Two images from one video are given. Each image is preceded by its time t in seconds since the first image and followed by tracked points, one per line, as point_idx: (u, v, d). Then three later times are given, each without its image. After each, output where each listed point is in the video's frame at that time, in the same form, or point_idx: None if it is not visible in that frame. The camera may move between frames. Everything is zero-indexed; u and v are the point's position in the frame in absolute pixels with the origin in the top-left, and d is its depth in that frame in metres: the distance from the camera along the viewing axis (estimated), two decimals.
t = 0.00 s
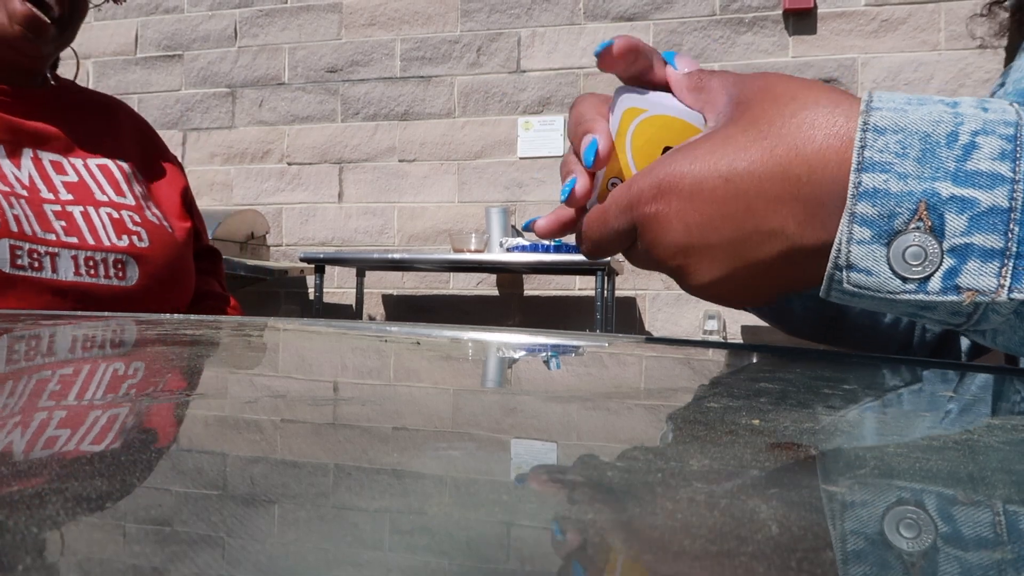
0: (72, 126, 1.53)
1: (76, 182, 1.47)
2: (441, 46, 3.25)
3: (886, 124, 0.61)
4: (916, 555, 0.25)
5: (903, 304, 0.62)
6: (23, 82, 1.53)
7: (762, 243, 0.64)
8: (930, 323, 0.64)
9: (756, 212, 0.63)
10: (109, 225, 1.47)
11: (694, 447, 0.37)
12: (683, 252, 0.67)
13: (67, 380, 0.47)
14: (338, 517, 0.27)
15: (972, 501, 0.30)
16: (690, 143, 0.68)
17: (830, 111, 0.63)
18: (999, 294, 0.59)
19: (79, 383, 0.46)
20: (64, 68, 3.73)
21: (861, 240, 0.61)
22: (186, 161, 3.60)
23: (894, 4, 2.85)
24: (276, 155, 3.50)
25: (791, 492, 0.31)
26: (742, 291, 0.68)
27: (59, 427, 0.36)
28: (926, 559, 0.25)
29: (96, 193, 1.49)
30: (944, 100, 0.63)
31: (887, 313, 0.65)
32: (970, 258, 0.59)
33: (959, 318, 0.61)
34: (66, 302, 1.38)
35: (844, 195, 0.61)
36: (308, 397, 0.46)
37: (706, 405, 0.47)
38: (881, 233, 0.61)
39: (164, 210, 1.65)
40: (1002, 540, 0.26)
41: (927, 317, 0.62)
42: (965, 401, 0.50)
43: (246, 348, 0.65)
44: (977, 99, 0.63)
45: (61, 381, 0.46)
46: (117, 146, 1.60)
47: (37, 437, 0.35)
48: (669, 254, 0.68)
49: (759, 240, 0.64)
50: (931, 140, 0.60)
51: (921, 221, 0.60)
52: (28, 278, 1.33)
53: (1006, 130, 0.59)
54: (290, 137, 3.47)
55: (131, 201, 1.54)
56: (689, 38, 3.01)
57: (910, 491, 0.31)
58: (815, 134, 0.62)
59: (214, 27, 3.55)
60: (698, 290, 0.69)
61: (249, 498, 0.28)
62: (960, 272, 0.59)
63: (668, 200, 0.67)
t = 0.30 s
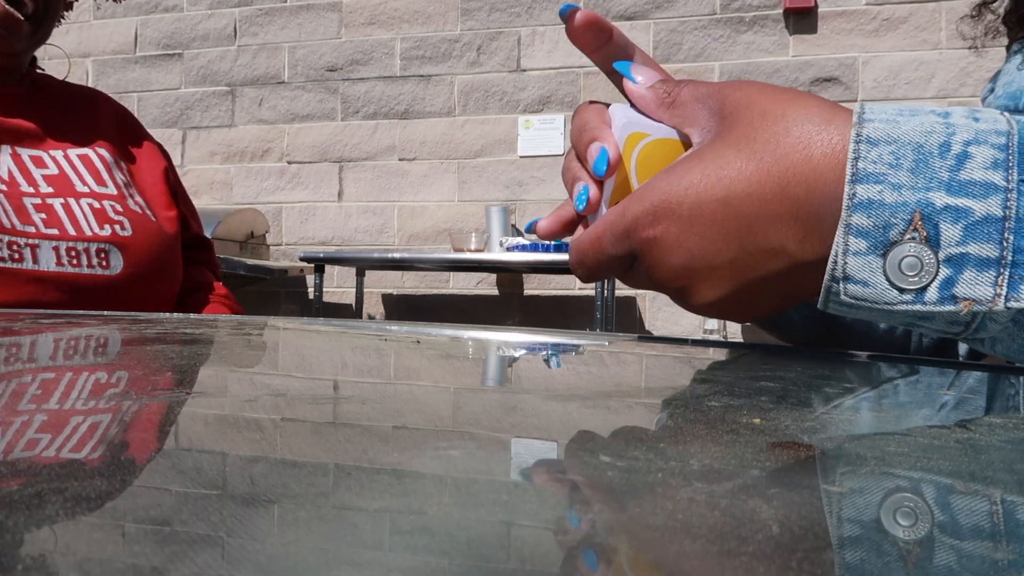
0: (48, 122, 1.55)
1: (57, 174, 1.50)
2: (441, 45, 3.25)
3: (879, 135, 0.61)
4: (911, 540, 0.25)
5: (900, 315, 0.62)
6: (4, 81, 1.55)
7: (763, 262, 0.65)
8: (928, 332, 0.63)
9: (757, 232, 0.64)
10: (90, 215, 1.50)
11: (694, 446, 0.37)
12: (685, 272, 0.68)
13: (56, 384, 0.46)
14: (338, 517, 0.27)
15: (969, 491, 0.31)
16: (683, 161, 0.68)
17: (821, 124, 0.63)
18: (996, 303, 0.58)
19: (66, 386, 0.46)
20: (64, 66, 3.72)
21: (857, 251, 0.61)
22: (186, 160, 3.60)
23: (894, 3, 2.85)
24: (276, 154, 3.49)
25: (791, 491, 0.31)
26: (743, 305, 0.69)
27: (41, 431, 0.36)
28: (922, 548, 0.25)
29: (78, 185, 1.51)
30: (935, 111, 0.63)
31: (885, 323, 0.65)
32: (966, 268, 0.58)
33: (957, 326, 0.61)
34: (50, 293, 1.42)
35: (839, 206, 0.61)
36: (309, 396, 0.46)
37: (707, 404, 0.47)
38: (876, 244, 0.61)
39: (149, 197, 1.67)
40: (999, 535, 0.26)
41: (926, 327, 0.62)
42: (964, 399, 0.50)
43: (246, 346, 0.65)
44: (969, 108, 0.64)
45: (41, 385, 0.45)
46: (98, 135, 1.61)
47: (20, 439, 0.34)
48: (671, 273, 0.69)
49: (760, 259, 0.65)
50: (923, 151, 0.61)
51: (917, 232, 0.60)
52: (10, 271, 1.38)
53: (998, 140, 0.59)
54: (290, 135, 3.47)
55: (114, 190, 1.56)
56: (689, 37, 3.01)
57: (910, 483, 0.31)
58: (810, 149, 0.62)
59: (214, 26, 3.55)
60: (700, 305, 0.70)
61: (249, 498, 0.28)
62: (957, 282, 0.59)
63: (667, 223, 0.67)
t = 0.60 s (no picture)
0: (27, 117, 1.57)
1: (38, 167, 1.50)
2: (441, 45, 3.25)
3: (873, 142, 0.61)
4: (907, 538, 0.26)
5: (897, 319, 0.62)
6: None
7: (764, 259, 0.63)
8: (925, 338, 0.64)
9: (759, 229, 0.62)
10: (74, 201, 1.51)
11: (694, 446, 0.37)
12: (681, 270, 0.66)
13: (46, 387, 0.46)
14: (338, 517, 0.27)
15: (966, 489, 0.31)
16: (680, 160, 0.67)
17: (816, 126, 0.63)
18: (992, 303, 0.59)
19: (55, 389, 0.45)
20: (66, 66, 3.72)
21: (854, 255, 0.61)
22: (187, 160, 3.60)
23: (895, 3, 2.84)
24: (276, 154, 3.49)
25: (790, 491, 0.31)
26: (735, 306, 0.68)
27: (21, 436, 0.35)
28: (918, 545, 0.25)
29: (59, 175, 1.52)
30: (927, 119, 0.64)
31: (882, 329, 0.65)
32: (962, 270, 0.59)
33: (954, 330, 0.61)
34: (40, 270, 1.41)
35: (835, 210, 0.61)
36: (309, 396, 0.46)
37: (707, 404, 0.47)
38: (873, 248, 0.61)
39: (130, 189, 1.69)
40: (996, 534, 0.27)
41: (923, 331, 0.62)
42: (962, 400, 0.50)
43: (246, 346, 0.65)
44: (959, 116, 0.65)
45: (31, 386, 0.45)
46: (74, 130, 1.63)
47: None
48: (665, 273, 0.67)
49: (761, 256, 0.63)
50: (917, 157, 0.61)
51: (912, 235, 0.60)
52: None
53: (989, 146, 0.60)
54: (290, 135, 3.47)
55: (94, 180, 1.57)
56: (689, 37, 3.01)
57: (907, 481, 0.32)
58: (806, 151, 0.62)
59: (215, 26, 3.53)
60: (693, 306, 0.68)
61: (249, 497, 0.28)
62: (953, 283, 0.59)
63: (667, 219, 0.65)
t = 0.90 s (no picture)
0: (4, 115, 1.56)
1: (20, 160, 1.50)
2: (442, 45, 3.24)
3: (874, 135, 0.62)
4: (909, 547, 0.25)
5: (898, 311, 0.63)
6: None
7: (760, 243, 0.63)
8: (925, 330, 0.64)
9: (755, 211, 0.63)
10: (59, 190, 1.50)
11: (695, 446, 0.37)
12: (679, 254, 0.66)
13: (37, 389, 0.45)
14: (338, 517, 0.27)
15: (967, 498, 0.30)
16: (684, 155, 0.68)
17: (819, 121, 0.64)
18: (993, 292, 0.59)
19: (45, 390, 0.45)
20: (65, 66, 3.72)
21: (855, 246, 0.62)
22: (187, 160, 3.60)
23: (895, 3, 2.85)
24: (277, 154, 3.50)
25: (789, 491, 0.31)
26: (733, 299, 0.67)
27: (7, 438, 0.35)
28: (919, 552, 0.25)
29: (42, 168, 1.52)
30: (929, 114, 0.65)
31: (883, 321, 0.65)
32: (962, 260, 0.59)
33: (954, 323, 0.62)
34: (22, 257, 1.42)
35: (836, 201, 0.61)
36: (309, 396, 0.46)
37: (707, 404, 0.47)
38: (874, 239, 0.61)
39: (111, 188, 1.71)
40: (997, 539, 0.26)
41: (923, 324, 0.63)
42: (961, 400, 0.50)
43: (246, 346, 0.65)
44: (961, 110, 0.65)
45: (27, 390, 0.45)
46: (51, 128, 1.63)
47: None
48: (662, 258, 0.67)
49: (757, 240, 0.63)
50: (918, 151, 0.62)
51: (913, 226, 0.60)
52: None
53: (989, 138, 0.60)
54: (290, 135, 3.47)
55: (76, 174, 1.57)
56: (689, 37, 3.01)
57: (907, 489, 0.31)
58: (805, 140, 0.63)
59: (215, 25, 3.54)
60: (690, 296, 0.68)
61: (249, 497, 0.28)
62: (953, 273, 0.59)
63: (665, 202, 0.66)
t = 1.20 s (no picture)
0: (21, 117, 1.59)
1: (37, 166, 1.51)
2: (442, 45, 3.24)
3: (880, 123, 0.62)
4: (909, 559, 0.25)
5: (900, 299, 0.63)
6: None
7: (758, 234, 0.63)
8: (925, 321, 0.64)
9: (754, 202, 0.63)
10: (74, 197, 1.52)
11: (696, 446, 0.37)
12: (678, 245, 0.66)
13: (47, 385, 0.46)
14: (339, 517, 0.27)
15: (969, 510, 0.29)
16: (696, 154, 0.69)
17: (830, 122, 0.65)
18: (995, 275, 0.59)
19: (60, 389, 0.45)
20: (66, 65, 3.72)
21: (859, 231, 0.61)
22: (187, 160, 3.60)
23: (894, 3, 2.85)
24: (277, 153, 3.50)
25: (789, 491, 0.31)
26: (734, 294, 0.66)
27: (21, 433, 0.35)
28: (920, 564, 0.24)
29: (58, 173, 1.53)
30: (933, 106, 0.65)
31: (884, 311, 0.65)
32: (965, 244, 0.59)
33: (955, 313, 0.62)
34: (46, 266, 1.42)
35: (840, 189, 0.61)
36: (310, 396, 0.46)
37: (707, 404, 0.47)
38: (878, 224, 0.61)
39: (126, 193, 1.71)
40: (997, 544, 0.26)
41: (924, 313, 0.63)
42: (961, 399, 0.50)
43: (247, 346, 0.64)
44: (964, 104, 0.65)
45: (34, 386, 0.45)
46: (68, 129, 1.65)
47: None
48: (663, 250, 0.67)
49: (755, 231, 0.63)
50: (923, 139, 0.62)
51: (917, 212, 0.61)
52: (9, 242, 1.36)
53: (993, 127, 0.60)
54: (291, 135, 3.47)
55: (92, 176, 1.58)
56: (689, 37, 3.01)
57: (908, 502, 0.30)
58: (816, 135, 0.63)
59: (216, 25, 3.54)
60: (690, 289, 0.67)
61: (249, 497, 0.28)
62: (956, 257, 0.60)
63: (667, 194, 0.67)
